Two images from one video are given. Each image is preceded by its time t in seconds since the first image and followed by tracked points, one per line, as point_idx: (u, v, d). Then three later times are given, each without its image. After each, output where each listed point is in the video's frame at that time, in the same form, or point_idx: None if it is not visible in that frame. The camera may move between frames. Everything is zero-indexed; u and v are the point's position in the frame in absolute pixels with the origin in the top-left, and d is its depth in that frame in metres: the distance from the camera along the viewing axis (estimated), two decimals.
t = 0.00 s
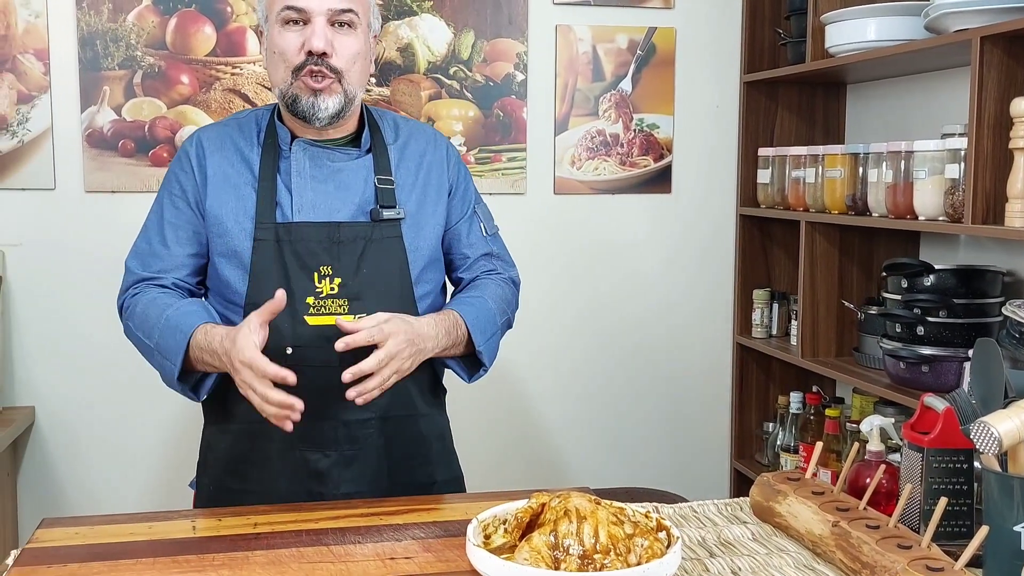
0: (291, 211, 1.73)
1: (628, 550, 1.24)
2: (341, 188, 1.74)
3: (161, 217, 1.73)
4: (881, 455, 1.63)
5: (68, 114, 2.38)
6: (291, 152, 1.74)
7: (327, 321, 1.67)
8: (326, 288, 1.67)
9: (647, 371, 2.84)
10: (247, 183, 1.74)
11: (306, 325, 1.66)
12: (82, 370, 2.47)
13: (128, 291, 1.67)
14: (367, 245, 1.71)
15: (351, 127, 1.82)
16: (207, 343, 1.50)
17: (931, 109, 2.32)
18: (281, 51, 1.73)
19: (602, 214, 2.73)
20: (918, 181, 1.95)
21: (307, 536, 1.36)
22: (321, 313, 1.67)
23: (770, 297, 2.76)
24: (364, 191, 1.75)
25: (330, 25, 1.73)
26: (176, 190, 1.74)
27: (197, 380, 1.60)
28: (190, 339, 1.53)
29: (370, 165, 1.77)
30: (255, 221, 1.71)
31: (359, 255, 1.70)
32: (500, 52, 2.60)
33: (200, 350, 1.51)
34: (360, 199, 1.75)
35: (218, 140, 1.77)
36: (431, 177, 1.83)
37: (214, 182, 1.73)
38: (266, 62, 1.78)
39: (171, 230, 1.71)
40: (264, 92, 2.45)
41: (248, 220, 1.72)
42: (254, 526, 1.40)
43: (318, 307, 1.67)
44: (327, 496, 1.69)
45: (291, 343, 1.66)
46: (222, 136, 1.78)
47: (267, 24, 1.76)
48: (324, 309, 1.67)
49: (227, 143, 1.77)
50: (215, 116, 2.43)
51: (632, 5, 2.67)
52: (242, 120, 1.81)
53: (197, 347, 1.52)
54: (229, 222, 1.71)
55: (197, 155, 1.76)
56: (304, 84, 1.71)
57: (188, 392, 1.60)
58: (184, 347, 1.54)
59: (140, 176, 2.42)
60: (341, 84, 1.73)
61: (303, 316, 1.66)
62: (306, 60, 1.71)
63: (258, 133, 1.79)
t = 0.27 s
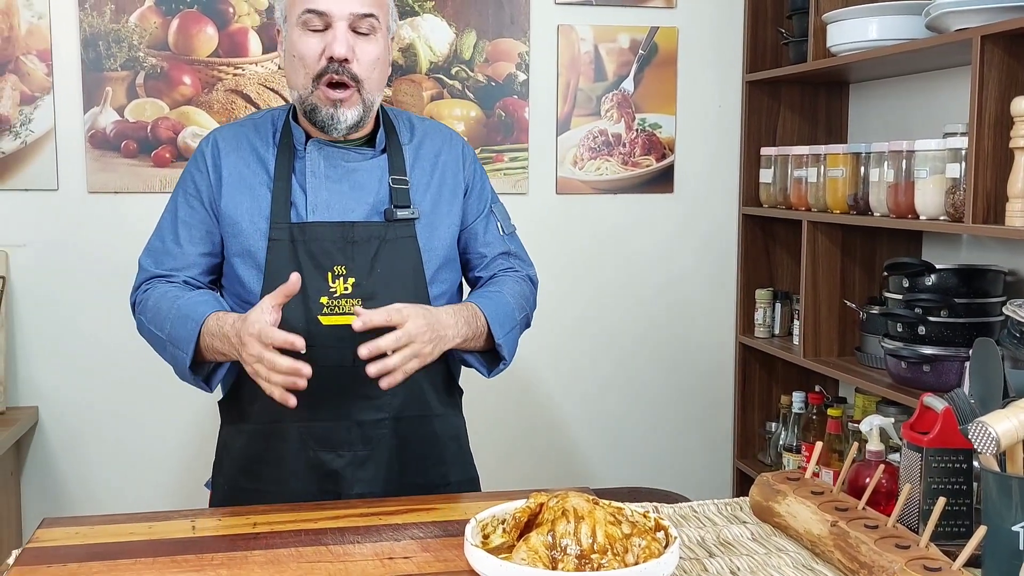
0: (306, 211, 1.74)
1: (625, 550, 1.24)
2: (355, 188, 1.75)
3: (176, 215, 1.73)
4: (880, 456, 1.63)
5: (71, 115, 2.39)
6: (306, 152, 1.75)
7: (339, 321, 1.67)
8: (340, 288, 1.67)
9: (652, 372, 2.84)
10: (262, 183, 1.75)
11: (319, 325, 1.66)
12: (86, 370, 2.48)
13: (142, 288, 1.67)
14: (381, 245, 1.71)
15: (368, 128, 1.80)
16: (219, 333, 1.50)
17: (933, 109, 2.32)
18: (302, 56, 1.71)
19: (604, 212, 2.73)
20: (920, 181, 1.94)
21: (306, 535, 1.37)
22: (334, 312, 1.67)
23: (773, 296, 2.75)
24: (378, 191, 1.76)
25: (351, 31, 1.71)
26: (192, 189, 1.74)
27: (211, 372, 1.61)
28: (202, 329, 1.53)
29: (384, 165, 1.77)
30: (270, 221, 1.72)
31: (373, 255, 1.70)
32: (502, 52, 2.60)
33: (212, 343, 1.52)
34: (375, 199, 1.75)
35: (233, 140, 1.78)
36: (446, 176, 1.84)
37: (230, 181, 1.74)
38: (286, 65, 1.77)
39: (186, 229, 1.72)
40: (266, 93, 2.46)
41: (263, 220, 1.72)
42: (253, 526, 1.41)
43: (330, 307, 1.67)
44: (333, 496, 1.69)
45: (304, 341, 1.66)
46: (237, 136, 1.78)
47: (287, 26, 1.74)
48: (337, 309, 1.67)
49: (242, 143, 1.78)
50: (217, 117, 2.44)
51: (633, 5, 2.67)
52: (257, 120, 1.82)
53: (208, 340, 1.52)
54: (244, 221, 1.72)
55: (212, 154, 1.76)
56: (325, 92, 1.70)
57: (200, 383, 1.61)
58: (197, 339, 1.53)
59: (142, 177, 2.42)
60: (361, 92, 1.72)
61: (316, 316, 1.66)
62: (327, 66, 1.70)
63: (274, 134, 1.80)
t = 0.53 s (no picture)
0: (333, 212, 1.75)
1: (627, 550, 1.24)
2: (383, 191, 1.76)
3: (206, 218, 1.76)
4: (886, 456, 1.61)
5: (79, 117, 2.40)
6: (335, 155, 1.76)
7: (367, 322, 1.67)
8: (365, 289, 1.68)
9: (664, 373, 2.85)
10: (290, 184, 1.76)
11: (344, 325, 1.67)
12: (95, 370, 2.50)
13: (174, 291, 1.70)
14: (407, 247, 1.72)
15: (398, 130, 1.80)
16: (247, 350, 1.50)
17: (941, 107, 2.31)
18: (350, 83, 1.67)
19: (603, 215, 2.73)
20: (926, 180, 1.93)
21: (309, 535, 1.37)
22: (360, 313, 1.67)
23: (780, 295, 2.74)
24: (406, 194, 1.77)
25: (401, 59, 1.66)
26: (221, 191, 1.77)
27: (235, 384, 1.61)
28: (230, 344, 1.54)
29: (413, 169, 1.78)
30: (296, 222, 1.73)
31: (399, 256, 1.71)
32: (508, 52, 2.60)
33: (238, 359, 1.51)
34: (401, 201, 1.76)
35: (262, 142, 1.80)
36: (474, 178, 1.84)
37: (257, 183, 1.76)
38: (328, 82, 1.72)
39: (216, 231, 1.75)
40: (273, 94, 2.46)
41: (290, 220, 1.74)
42: (257, 525, 1.41)
43: (356, 307, 1.68)
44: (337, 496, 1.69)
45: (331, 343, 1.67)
46: (267, 137, 1.81)
47: (333, 46, 1.69)
48: (363, 309, 1.68)
49: (271, 145, 1.80)
50: (224, 118, 2.45)
51: (639, 4, 2.67)
52: (287, 121, 1.84)
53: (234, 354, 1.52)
54: (271, 223, 1.74)
55: (241, 157, 1.79)
56: (372, 121, 1.69)
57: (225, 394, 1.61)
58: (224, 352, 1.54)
59: (150, 178, 2.44)
60: (408, 119, 1.71)
61: (342, 316, 1.67)
62: (375, 97, 1.67)
63: (303, 134, 1.82)
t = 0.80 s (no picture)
0: (367, 214, 1.76)
1: (631, 551, 1.24)
2: (417, 193, 1.77)
3: (238, 215, 1.77)
4: (893, 457, 1.60)
5: (91, 117, 2.42)
6: (370, 156, 1.77)
7: (399, 324, 1.69)
8: (398, 291, 1.70)
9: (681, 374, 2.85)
10: (325, 185, 1.78)
11: (377, 328, 1.68)
12: (107, 369, 2.51)
13: (204, 286, 1.71)
14: (440, 249, 1.73)
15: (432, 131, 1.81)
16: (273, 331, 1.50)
17: (952, 106, 2.29)
18: (374, 69, 1.69)
19: (607, 218, 2.72)
20: (936, 179, 1.92)
21: (315, 534, 1.38)
22: (393, 315, 1.69)
23: (790, 295, 2.73)
24: (439, 196, 1.79)
25: (425, 44, 1.68)
26: (254, 189, 1.78)
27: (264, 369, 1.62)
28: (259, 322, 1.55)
29: (447, 171, 1.80)
30: (330, 223, 1.75)
31: (432, 258, 1.72)
32: (517, 52, 2.60)
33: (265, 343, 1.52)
34: (435, 204, 1.78)
35: (297, 142, 1.81)
36: (508, 180, 1.85)
37: (291, 183, 1.77)
38: (355, 73, 1.75)
39: (249, 230, 1.76)
40: (282, 94, 2.47)
41: (324, 222, 1.75)
42: (264, 524, 1.41)
43: (389, 310, 1.69)
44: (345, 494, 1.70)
45: (363, 345, 1.69)
46: (301, 137, 1.82)
47: (359, 36, 1.72)
48: (395, 312, 1.69)
49: (306, 145, 1.81)
50: (234, 118, 2.46)
51: (648, 3, 2.66)
52: (322, 121, 1.85)
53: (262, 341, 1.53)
54: (304, 224, 1.75)
55: (276, 156, 1.80)
56: (397, 106, 1.69)
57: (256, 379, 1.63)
58: (253, 330, 1.55)
59: (161, 178, 2.45)
60: (434, 105, 1.71)
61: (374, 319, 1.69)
62: (400, 80, 1.68)
63: (337, 135, 1.83)
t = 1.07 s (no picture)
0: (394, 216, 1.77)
1: (634, 551, 1.23)
2: (444, 195, 1.77)
3: (271, 213, 1.78)
4: (900, 458, 1.58)
5: (102, 116, 2.43)
6: (398, 155, 1.77)
7: (425, 328, 1.71)
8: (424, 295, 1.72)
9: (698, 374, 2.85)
10: (353, 185, 1.78)
11: (403, 332, 1.70)
12: (117, 367, 2.53)
13: (240, 282, 1.73)
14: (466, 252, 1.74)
15: (458, 130, 1.82)
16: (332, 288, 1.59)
17: (964, 105, 2.28)
18: (392, 51, 1.72)
19: (616, 216, 2.72)
20: (946, 178, 1.91)
21: (319, 532, 1.38)
22: (420, 319, 1.71)
23: (800, 294, 2.72)
24: (466, 198, 1.79)
25: (442, 24, 1.71)
26: (287, 186, 1.79)
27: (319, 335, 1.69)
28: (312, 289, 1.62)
29: (474, 171, 1.80)
30: (359, 225, 1.75)
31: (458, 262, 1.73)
32: (526, 51, 2.59)
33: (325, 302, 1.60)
34: (461, 206, 1.78)
35: (327, 140, 1.81)
36: (535, 179, 1.84)
37: (321, 181, 1.77)
38: (377, 63, 1.78)
39: (281, 227, 1.77)
40: (292, 93, 2.48)
41: (352, 223, 1.75)
42: (269, 522, 1.42)
43: (415, 314, 1.71)
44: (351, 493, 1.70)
45: (389, 347, 1.70)
46: (332, 135, 1.82)
47: (379, 26, 1.76)
48: (422, 315, 1.71)
49: (336, 144, 1.81)
50: (243, 117, 2.47)
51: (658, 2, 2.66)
52: (352, 119, 1.86)
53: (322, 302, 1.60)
54: (332, 224, 1.75)
55: (309, 153, 1.81)
56: (416, 80, 1.69)
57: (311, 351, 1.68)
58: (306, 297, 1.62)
59: (170, 177, 2.46)
60: (454, 82, 1.71)
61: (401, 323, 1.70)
62: (417, 57, 1.70)
63: (366, 135, 1.83)
